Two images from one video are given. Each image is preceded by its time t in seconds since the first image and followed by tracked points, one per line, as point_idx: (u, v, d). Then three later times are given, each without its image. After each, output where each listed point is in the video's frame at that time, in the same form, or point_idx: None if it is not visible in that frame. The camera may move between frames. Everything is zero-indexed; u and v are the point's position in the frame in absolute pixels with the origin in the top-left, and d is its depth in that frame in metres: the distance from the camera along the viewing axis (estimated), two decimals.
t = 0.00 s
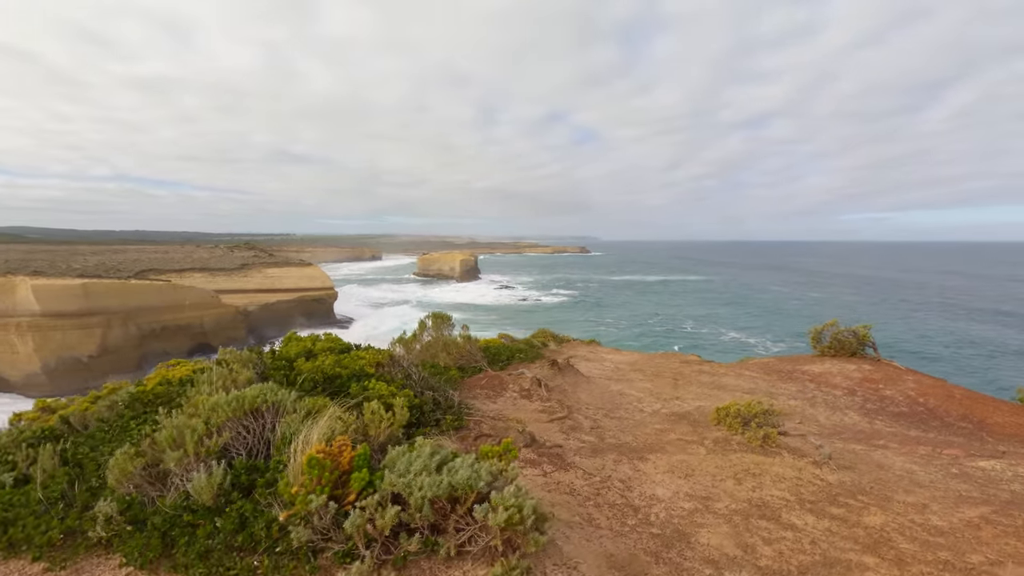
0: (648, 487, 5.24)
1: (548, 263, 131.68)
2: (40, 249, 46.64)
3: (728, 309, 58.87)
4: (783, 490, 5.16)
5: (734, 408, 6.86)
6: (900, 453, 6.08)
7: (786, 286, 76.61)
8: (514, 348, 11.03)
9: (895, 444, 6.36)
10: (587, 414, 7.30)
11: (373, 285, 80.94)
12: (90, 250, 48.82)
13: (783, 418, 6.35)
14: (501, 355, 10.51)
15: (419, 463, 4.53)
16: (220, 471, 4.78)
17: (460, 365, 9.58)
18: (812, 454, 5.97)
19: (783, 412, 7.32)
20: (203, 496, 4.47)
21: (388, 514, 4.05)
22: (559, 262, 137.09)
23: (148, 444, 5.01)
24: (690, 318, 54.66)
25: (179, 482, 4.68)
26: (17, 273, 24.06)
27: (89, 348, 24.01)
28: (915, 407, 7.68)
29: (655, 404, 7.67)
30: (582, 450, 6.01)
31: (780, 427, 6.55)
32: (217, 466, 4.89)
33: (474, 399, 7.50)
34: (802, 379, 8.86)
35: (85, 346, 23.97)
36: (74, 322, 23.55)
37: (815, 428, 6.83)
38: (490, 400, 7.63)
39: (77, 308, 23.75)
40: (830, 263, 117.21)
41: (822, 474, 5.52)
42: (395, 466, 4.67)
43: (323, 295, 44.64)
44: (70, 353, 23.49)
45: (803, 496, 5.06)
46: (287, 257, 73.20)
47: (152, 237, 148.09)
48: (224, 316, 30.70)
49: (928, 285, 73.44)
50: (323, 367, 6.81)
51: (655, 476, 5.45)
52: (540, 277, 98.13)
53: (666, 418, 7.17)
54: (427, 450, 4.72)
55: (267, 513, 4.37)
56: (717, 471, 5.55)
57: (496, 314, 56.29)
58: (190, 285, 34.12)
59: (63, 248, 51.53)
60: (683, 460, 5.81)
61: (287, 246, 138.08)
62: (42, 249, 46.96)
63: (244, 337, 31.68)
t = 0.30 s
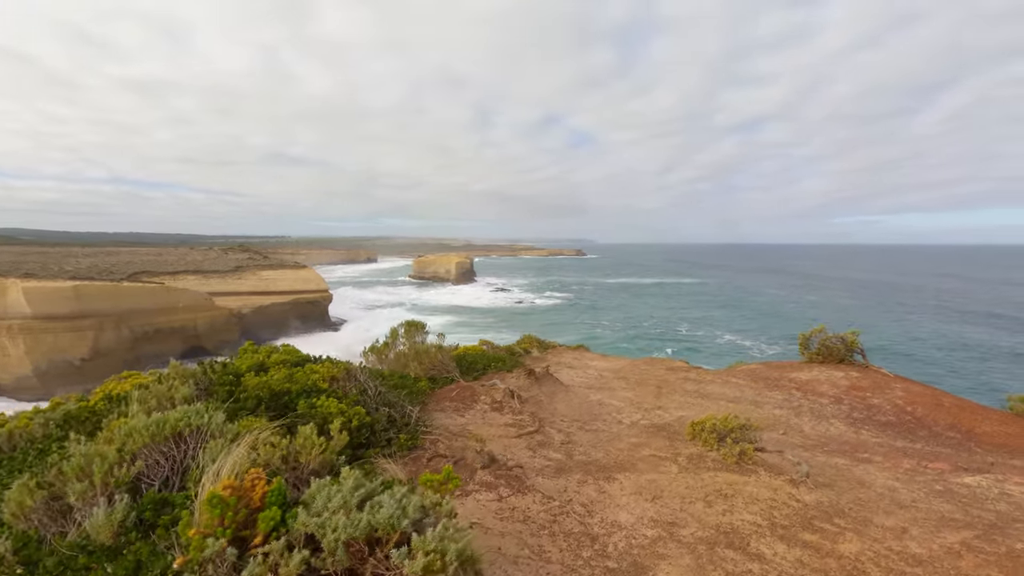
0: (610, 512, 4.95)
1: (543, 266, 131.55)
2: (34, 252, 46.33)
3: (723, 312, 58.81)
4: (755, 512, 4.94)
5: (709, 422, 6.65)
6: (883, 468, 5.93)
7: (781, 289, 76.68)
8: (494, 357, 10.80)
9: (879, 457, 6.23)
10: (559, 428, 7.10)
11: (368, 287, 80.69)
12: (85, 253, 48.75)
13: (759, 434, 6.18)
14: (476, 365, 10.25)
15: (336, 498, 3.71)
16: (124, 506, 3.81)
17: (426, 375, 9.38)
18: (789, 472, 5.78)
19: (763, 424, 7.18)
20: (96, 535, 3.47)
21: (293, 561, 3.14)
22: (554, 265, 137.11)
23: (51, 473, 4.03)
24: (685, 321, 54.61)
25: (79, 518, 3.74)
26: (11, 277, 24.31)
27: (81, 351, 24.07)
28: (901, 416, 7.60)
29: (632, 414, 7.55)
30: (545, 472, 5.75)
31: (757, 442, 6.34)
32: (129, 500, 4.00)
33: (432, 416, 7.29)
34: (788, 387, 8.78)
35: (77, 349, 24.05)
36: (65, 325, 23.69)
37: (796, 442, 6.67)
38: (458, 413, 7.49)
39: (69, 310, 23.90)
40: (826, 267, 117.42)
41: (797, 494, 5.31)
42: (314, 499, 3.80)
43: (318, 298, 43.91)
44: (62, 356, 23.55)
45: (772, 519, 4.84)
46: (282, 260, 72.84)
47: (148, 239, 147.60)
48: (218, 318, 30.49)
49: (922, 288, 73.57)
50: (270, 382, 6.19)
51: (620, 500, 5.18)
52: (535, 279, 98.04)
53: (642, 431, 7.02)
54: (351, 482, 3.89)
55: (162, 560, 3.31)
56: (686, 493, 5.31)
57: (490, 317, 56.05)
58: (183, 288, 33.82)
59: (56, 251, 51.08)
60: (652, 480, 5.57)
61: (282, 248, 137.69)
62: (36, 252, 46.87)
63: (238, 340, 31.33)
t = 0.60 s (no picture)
0: (576, 534, 4.67)
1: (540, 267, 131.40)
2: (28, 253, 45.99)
3: (719, 313, 58.74)
4: (738, 533, 4.70)
5: (690, 433, 6.42)
6: (876, 479, 5.72)
7: (777, 290, 76.59)
8: (475, 362, 10.52)
9: (871, 467, 6.04)
10: (533, 438, 6.88)
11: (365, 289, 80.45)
12: (79, 254, 48.33)
13: (745, 444, 5.95)
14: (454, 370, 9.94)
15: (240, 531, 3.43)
16: (4, 543, 3.30)
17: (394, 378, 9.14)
18: (776, 486, 5.55)
19: (752, 432, 6.97)
20: None
21: None
22: (551, 267, 136.91)
23: None
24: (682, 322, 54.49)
25: None
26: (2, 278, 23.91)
27: (75, 353, 23.93)
28: (896, 421, 7.42)
29: (615, 421, 7.43)
30: (511, 488, 5.50)
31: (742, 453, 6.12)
32: (15, 534, 3.42)
33: (393, 426, 7.07)
34: (780, 392, 8.62)
35: (71, 351, 23.92)
36: (59, 326, 23.47)
37: (786, 450, 6.46)
38: (427, 422, 7.30)
39: (62, 311, 23.72)
40: (822, 269, 117.60)
41: (782, 510, 5.07)
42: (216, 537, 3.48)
43: (314, 299, 43.63)
44: (55, 358, 23.37)
45: (754, 540, 4.61)
46: (278, 261, 72.59)
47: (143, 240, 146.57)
48: (214, 320, 30.45)
49: (918, 290, 73.65)
50: (213, 392, 5.85)
51: (590, 519, 4.92)
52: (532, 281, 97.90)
53: (623, 440, 6.83)
54: (262, 512, 3.62)
55: None
56: (662, 511, 5.07)
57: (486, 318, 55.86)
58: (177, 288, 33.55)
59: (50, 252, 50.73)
60: (626, 496, 5.34)
61: (279, 250, 137.14)
62: (29, 252, 46.40)
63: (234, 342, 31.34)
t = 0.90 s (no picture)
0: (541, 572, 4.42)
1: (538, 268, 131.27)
2: (24, 254, 45.73)
3: (717, 315, 58.74)
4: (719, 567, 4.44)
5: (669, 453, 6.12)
6: (869, 499, 5.53)
7: (776, 292, 76.58)
8: (456, 372, 10.26)
9: (864, 483, 5.89)
10: (509, 457, 6.74)
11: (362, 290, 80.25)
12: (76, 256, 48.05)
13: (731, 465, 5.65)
14: (432, 382, 9.68)
15: None
16: None
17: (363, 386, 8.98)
18: (761, 511, 5.29)
19: (739, 445, 6.86)
20: None
21: None
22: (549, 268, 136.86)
23: None
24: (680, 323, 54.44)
25: None
26: None
27: (71, 355, 23.72)
28: (891, 433, 7.31)
29: (598, 436, 7.37)
30: (476, 517, 5.28)
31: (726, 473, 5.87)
32: None
33: (355, 447, 6.89)
34: (773, 401, 8.54)
35: (67, 353, 23.70)
36: (55, 328, 23.30)
37: (776, 466, 6.31)
38: (397, 441, 7.13)
39: (58, 313, 23.58)
40: (820, 270, 117.57)
41: (767, 539, 4.81)
42: None
43: (311, 300, 43.41)
44: (51, 360, 23.18)
45: None
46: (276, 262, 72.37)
47: (139, 241, 145.55)
48: (211, 322, 30.17)
49: (916, 291, 73.67)
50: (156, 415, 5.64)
51: (558, 554, 4.68)
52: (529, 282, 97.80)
53: (606, 457, 6.76)
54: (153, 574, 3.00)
55: None
56: (637, 542, 4.84)
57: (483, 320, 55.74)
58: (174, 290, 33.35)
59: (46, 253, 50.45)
60: (599, 524, 5.14)
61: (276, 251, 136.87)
62: (24, 253, 46.07)
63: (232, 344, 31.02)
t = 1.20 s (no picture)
0: None
1: (538, 269, 131.08)
2: (23, 254, 45.59)
3: (717, 315, 58.68)
4: None
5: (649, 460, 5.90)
6: (860, 509, 5.32)
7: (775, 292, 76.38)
8: (433, 376, 10.07)
9: (856, 491, 5.71)
10: (480, 465, 6.58)
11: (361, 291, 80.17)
12: (76, 257, 47.82)
13: (709, 478, 5.39)
14: (406, 387, 9.49)
15: None
16: None
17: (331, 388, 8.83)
18: (743, 523, 5.06)
19: (727, 451, 6.69)
20: None
21: None
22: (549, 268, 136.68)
23: None
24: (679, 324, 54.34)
25: None
26: None
27: (69, 355, 23.66)
28: (886, 437, 7.14)
29: (576, 439, 7.27)
30: (432, 533, 5.09)
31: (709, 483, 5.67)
32: None
33: (310, 457, 6.71)
34: (765, 403, 8.43)
35: (65, 353, 23.63)
36: (53, 328, 23.28)
37: (765, 473, 6.14)
38: (361, 447, 6.98)
39: (57, 313, 23.51)
40: (819, 271, 117.34)
41: (747, 556, 4.58)
42: None
43: (311, 300, 43.29)
44: (50, 359, 23.08)
45: None
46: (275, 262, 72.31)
47: (139, 241, 145.43)
48: (210, 322, 29.82)
49: (917, 293, 73.45)
50: (87, 423, 5.40)
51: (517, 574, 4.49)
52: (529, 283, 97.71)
53: (587, 463, 6.61)
54: None
55: None
56: (605, 560, 4.64)
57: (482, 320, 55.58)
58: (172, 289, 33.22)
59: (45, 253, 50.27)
60: (566, 540, 4.94)
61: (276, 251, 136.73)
62: (24, 254, 45.99)
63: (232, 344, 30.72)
